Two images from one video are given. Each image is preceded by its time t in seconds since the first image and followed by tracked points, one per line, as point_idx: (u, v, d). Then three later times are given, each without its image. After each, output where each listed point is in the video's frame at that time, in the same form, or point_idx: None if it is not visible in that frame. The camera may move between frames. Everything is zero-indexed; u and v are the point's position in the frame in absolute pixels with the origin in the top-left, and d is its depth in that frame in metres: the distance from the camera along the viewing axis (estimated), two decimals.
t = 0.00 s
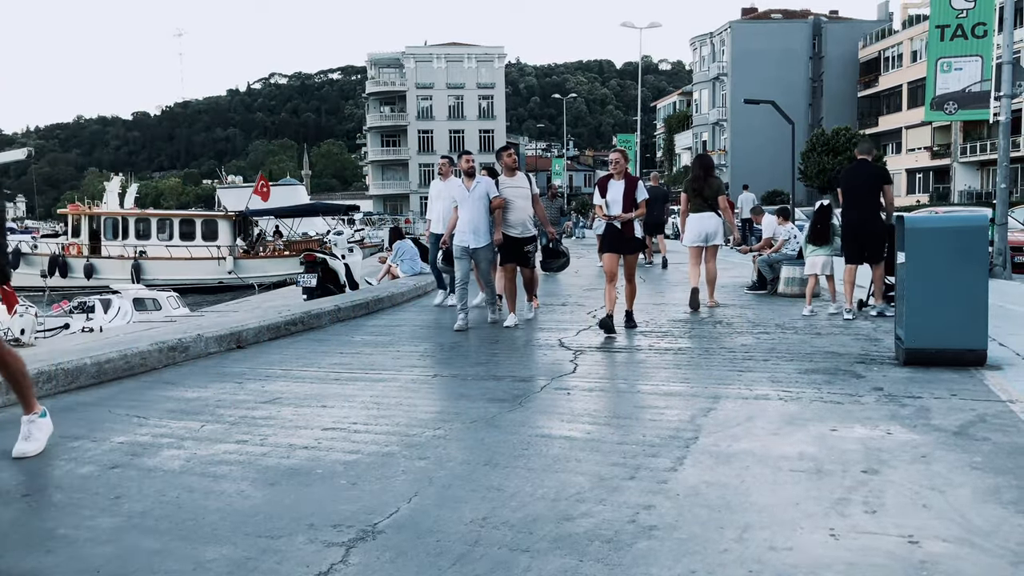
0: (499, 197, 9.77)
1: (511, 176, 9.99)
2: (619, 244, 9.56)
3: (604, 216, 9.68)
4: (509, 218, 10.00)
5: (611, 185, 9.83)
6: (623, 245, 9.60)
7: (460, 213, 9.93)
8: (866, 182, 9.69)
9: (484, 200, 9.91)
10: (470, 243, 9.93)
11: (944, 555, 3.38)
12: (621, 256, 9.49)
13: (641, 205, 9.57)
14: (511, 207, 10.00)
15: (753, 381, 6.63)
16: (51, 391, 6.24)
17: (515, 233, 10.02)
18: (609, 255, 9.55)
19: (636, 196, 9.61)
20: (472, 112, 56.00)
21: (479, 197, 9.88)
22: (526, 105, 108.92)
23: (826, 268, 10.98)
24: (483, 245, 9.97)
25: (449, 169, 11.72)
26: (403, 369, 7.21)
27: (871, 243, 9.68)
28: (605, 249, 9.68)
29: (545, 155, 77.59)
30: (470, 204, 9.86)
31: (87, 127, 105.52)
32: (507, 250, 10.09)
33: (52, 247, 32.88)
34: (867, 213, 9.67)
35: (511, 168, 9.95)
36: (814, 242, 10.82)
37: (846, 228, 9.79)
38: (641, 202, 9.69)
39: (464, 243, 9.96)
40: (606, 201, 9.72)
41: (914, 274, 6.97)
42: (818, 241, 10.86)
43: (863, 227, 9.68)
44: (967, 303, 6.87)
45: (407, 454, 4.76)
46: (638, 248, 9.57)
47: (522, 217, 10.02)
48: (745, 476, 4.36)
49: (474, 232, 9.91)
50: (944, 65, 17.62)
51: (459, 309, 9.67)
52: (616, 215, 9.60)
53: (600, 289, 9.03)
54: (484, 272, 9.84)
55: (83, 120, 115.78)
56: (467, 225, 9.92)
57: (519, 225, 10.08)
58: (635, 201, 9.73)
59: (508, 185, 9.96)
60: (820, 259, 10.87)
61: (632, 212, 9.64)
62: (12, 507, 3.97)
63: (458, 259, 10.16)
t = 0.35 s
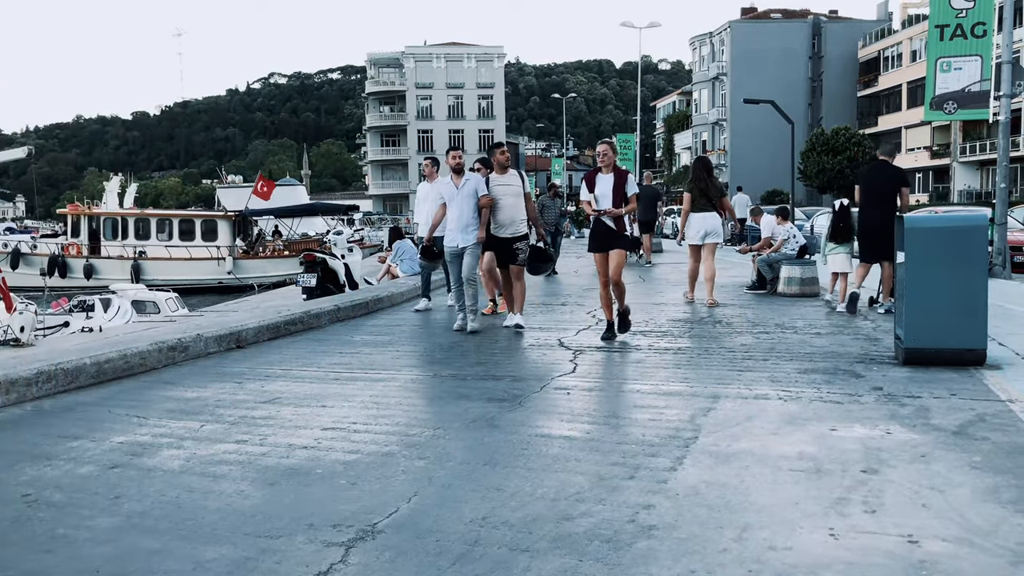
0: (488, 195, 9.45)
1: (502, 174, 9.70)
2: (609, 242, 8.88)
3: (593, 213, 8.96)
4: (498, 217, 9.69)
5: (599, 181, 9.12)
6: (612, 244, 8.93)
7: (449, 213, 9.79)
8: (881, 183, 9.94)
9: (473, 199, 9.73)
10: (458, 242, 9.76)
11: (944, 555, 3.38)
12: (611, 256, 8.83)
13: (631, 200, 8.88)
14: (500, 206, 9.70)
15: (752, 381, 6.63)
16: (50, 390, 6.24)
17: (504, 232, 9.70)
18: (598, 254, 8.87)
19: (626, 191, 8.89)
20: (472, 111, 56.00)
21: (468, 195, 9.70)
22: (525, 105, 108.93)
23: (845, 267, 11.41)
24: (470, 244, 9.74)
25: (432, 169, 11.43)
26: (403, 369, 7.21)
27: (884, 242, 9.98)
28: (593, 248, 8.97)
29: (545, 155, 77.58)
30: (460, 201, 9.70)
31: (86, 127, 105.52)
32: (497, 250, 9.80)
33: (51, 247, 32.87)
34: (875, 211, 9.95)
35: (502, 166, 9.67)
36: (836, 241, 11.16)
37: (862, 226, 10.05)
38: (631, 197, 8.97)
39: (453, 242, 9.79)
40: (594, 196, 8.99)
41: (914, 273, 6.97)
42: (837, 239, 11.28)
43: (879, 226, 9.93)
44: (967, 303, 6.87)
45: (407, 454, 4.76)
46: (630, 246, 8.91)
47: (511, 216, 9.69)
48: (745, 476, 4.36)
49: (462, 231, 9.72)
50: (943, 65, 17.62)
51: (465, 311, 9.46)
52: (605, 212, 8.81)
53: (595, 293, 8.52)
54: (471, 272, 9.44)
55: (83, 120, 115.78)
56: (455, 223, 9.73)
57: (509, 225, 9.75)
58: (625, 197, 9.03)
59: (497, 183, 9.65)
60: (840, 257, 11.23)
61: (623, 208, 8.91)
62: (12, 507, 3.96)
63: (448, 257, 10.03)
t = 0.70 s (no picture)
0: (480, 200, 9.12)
1: (497, 175, 9.32)
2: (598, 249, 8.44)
3: (580, 217, 8.55)
4: (491, 220, 9.29)
5: (586, 183, 8.66)
6: (599, 251, 8.48)
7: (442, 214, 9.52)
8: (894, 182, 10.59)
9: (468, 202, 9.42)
10: (451, 245, 9.49)
11: (943, 554, 3.38)
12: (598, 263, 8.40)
13: (620, 203, 8.41)
14: (495, 208, 9.34)
15: (752, 381, 6.62)
16: (50, 390, 6.24)
17: (497, 235, 9.30)
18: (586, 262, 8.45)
19: (613, 194, 8.44)
20: (472, 111, 56.00)
21: (462, 198, 9.38)
22: (525, 105, 108.89)
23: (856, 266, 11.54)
24: (463, 248, 9.48)
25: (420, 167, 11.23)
26: (404, 369, 7.21)
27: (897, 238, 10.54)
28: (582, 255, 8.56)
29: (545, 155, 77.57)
30: (452, 204, 9.38)
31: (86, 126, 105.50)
32: (490, 254, 9.45)
33: (51, 247, 32.87)
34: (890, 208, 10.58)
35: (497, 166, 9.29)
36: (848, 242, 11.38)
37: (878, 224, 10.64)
38: (620, 200, 8.52)
39: (445, 246, 9.52)
40: (580, 199, 8.56)
41: (914, 274, 6.97)
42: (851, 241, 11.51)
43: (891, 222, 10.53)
44: (967, 303, 6.88)
45: (407, 454, 4.76)
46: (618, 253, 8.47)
47: (505, 219, 9.31)
48: (744, 476, 4.36)
49: (456, 235, 9.44)
50: (943, 64, 17.61)
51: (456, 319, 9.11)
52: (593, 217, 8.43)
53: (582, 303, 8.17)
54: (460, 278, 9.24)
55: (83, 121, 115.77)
56: (449, 227, 9.47)
57: (503, 227, 9.35)
58: (613, 200, 8.57)
59: (491, 184, 9.26)
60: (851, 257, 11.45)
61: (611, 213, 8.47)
62: (11, 508, 3.96)
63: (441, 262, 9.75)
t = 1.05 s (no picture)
0: (475, 196, 8.75)
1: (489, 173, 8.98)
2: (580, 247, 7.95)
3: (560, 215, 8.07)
4: (486, 219, 8.98)
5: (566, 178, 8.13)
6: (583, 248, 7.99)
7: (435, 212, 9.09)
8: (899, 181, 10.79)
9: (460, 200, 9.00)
10: (444, 244, 9.03)
11: (943, 554, 3.38)
12: (578, 263, 7.91)
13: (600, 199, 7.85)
14: (490, 206, 8.98)
15: (752, 381, 6.61)
16: (50, 390, 6.24)
17: (492, 235, 8.97)
18: (564, 262, 8.02)
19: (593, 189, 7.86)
20: (472, 111, 56.00)
21: (454, 195, 8.99)
22: (525, 105, 108.88)
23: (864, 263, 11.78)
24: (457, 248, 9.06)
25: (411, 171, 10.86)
26: (404, 369, 7.20)
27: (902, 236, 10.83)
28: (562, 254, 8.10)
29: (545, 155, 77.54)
30: (444, 202, 8.98)
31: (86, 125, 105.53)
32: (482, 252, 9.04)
33: (51, 246, 32.87)
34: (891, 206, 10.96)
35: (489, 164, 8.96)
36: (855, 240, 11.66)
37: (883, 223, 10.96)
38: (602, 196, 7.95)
39: (436, 244, 9.07)
40: (560, 195, 8.08)
41: (913, 273, 6.96)
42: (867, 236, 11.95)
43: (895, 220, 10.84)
44: (966, 303, 6.87)
45: (407, 454, 4.75)
46: (600, 250, 7.96)
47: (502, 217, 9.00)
48: (744, 476, 4.35)
49: (450, 233, 9.03)
50: (943, 64, 17.59)
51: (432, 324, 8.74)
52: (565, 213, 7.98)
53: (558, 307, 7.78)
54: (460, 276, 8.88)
55: (83, 121, 115.80)
56: (441, 225, 9.03)
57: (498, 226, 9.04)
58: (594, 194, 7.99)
59: (483, 182, 8.94)
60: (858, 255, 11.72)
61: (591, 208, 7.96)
62: (11, 507, 3.96)
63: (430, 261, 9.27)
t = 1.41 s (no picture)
0: (457, 193, 8.46)
1: (472, 169, 8.69)
2: (544, 250, 7.49)
3: (527, 213, 7.62)
4: (471, 216, 8.72)
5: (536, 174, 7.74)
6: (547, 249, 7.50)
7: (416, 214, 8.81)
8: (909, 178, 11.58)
9: (443, 197, 8.72)
10: (427, 247, 8.74)
11: (944, 554, 3.38)
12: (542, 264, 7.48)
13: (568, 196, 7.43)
14: (474, 203, 8.77)
15: (752, 381, 6.60)
16: (50, 389, 6.24)
17: (479, 231, 8.78)
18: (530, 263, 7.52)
19: (563, 185, 7.51)
20: (472, 111, 55.99)
21: (436, 195, 8.71)
22: (525, 105, 108.96)
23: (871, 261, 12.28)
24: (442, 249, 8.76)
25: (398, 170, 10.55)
26: (405, 369, 7.19)
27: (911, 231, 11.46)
28: (529, 256, 7.65)
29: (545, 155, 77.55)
30: (426, 202, 8.70)
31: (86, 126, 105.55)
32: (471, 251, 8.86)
33: (51, 245, 32.99)
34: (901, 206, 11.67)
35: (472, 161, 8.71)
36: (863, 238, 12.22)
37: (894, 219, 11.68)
38: (570, 193, 7.54)
39: (419, 247, 8.78)
40: (528, 193, 7.66)
41: (913, 271, 6.95)
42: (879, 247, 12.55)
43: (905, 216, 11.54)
44: (966, 302, 6.87)
45: (405, 454, 4.75)
46: (567, 252, 7.45)
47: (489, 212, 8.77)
48: (745, 476, 4.35)
49: (433, 236, 8.72)
50: (944, 64, 17.64)
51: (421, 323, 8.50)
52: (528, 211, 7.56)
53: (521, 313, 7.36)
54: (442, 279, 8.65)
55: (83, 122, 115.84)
56: (423, 227, 8.75)
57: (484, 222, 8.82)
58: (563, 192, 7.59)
59: (468, 179, 8.68)
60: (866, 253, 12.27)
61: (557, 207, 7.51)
62: (11, 507, 3.96)
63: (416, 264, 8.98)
